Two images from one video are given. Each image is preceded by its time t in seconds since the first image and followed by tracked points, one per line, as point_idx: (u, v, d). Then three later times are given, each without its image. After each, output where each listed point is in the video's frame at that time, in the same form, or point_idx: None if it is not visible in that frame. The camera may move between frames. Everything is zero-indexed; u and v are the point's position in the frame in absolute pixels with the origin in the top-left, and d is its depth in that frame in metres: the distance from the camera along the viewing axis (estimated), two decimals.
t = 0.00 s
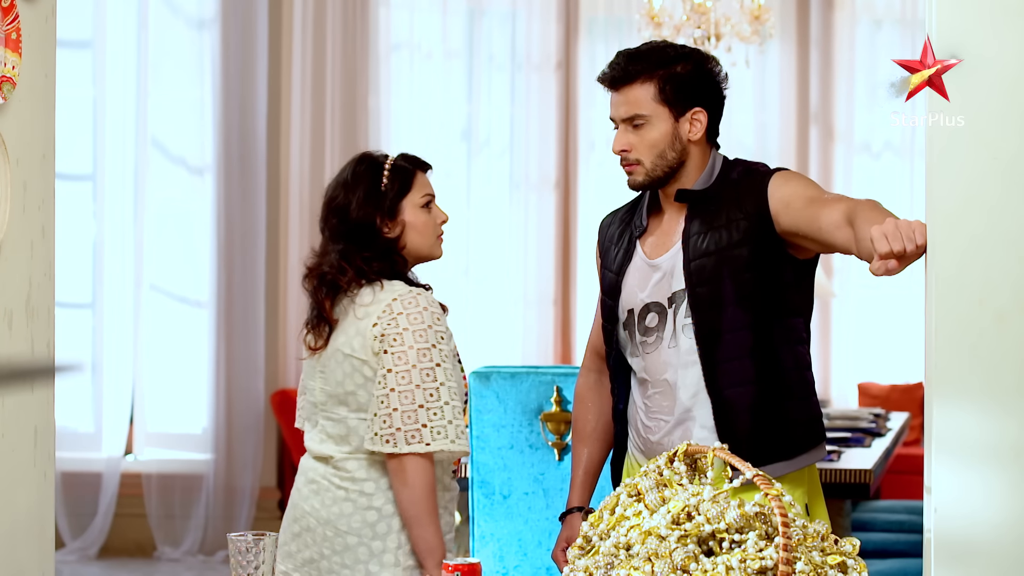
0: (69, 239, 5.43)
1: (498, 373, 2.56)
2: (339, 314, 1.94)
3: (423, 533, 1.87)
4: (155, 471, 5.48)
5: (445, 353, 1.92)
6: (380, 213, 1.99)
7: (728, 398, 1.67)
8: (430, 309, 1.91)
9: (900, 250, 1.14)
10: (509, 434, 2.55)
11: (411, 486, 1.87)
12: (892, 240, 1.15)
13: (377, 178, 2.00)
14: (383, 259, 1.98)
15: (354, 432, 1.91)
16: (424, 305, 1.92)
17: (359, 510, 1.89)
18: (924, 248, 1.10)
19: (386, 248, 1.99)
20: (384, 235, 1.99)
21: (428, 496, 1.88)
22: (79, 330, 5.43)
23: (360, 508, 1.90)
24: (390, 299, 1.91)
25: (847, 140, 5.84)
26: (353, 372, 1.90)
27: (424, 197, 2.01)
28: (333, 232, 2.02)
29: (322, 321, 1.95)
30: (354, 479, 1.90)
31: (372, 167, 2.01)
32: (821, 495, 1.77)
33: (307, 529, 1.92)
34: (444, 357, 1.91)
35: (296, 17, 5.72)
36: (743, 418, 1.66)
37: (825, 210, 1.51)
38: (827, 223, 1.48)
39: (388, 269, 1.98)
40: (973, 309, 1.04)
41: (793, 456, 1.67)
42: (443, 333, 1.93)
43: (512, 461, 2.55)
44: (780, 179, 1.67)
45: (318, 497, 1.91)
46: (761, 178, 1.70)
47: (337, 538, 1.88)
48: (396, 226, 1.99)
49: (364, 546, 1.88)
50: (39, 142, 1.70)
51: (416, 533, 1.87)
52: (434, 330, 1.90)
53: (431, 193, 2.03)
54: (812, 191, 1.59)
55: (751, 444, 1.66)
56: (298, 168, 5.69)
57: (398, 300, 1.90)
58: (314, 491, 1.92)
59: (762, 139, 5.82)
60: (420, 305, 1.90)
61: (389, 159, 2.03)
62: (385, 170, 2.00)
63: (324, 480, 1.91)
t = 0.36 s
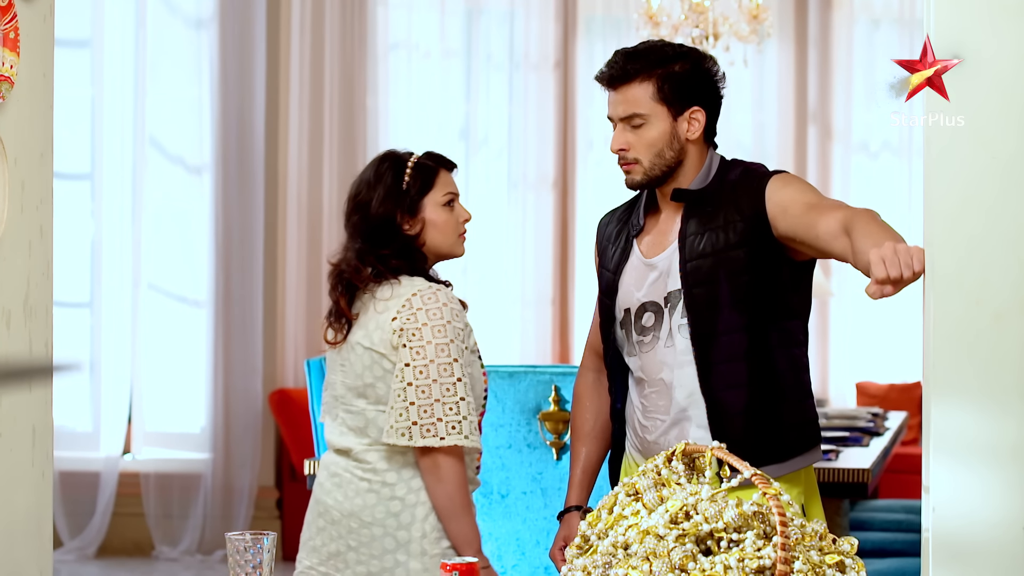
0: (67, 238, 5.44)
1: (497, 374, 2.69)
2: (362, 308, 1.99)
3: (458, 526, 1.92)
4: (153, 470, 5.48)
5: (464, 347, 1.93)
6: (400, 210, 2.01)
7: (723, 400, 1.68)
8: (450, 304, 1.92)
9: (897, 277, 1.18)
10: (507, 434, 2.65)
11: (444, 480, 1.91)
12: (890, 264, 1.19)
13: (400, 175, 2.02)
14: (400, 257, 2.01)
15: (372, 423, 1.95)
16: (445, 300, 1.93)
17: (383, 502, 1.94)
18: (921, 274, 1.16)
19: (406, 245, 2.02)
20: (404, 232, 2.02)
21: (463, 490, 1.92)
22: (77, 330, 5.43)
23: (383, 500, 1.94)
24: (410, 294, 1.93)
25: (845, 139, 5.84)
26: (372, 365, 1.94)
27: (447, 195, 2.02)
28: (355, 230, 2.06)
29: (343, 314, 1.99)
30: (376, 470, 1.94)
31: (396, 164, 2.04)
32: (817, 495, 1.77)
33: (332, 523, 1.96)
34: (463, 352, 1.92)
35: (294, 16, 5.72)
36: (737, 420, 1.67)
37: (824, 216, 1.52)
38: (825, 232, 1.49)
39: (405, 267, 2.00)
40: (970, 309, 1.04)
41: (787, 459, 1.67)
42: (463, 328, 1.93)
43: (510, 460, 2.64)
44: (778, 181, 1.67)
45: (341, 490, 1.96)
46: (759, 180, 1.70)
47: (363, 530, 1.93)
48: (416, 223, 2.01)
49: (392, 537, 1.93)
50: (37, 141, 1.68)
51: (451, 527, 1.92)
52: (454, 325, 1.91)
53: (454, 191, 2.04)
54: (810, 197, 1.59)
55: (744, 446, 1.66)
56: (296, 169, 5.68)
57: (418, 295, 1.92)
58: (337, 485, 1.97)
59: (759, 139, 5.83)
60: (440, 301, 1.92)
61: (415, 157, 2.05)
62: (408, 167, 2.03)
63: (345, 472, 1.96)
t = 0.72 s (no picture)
0: (65, 237, 5.45)
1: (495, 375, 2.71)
2: (385, 306, 2.01)
3: (496, 519, 1.93)
4: (150, 469, 5.48)
5: (487, 343, 1.95)
6: (423, 210, 2.02)
7: (714, 402, 1.68)
8: (472, 300, 1.95)
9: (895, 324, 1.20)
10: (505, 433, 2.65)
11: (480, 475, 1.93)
12: (888, 309, 1.21)
13: (424, 175, 2.04)
14: (421, 257, 2.02)
15: (398, 420, 1.96)
16: (466, 297, 1.95)
17: (414, 495, 1.95)
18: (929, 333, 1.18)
19: (427, 245, 2.03)
20: (426, 232, 2.03)
21: (497, 482, 1.94)
22: (75, 329, 5.45)
23: (414, 493, 1.95)
24: (433, 291, 1.95)
25: (843, 138, 5.84)
26: (397, 362, 1.96)
27: (470, 197, 2.04)
28: (378, 229, 2.07)
29: (367, 314, 2.02)
30: (405, 464, 1.95)
31: (421, 164, 2.05)
32: (811, 494, 1.78)
33: (363, 518, 1.98)
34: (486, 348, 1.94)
35: (292, 15, 5.71)
36: (728, 422, 1.67)
37: (823, 233, 1.54)
38: (822, 247, 1.53)
39: (425, 268, 2.01)
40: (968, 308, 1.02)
41: (777, 463, 1.68)
42: (486, 324, 1.96)
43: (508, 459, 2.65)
44: (777, 188, 1.67)
45: (371, 485, 1.97)
46: (758, 183, 1.70)
47: (395, 524, 1.94)
48: (438, 224, 2.03)
49: (424, 530, 1.94)
50: (36, 139, 1.65)
51: (488, 520, 1.94)
52: (476, 320, 1.93)
53: (478, 193, 2.06)
54: (809, 208, 1.59)
55: (735, 449, 1.67)
56: (293, 169, 5.68)
57: (441, 292, 1.94)
58: (366, 480, 1.99)
59: (757, 138, 5.83)
60: (462, 297, 1.94)
61: (442, 157, 2.07)
62: (432, 167, 2.04)
63: (375, 468, 1.97)
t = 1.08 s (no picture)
0: (63, 236, 5.46)
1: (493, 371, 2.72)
2: (417, 317, 2.08)
3: (530, 527, 2.01)
4: (147, 468, 5.47)
5: (519, 351, 2.02)
6: (448, 220, 2.11)
7: (707, 404, 1.69)
8: (503, 310, 2.02)
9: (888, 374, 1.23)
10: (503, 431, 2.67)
11: (518, 482, 2.00)
12: (885, 360, 1.23)
13: (449, 185, 2.12)
14: (446, 266, 2.10)
15: (437, 428, 2.03)
16: (497, 306, 2.02)
17: (455, 501, 2.01)
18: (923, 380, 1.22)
19: (452, 254, 2.12)
20: (451, 241, 2.12)
21: (535, 490, 2.01)
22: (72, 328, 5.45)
23: (454, 499, 2.02)
24: (464, 302, 2.02)
25: (840, 137, 5.85)
26: (432, 372, 2.03)
27: (494, 205, 2.11)
28: (407, 239, 2.16)
29: (399, 325, 2.08)
30: (446, 471, 2.02)
31: (446, 174, 2.14)
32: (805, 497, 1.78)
33: (402, 521, 2.04)
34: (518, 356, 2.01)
35: (288, 14, 5.69)
36: (721, 425, 1.68)
37: (822, 251, 1.56)
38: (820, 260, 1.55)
39: (450, 276, 2.09)
40: (964, 307, 1.06)
41: (771, 465, 1.69)
42: (517, 332, 2.03)
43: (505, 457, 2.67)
44: (773, 193, 1.67)
45: (412, 489, 2.04)
46: (754, 185, 1.69)
47: (434, 528, 2.01)
48: (463, 233, 2.12)
49: (462, 536, 2.01)
50: (33, 138, 1.58)
51: (522, 528, 2.01)
52: (507, 330, 2.00)
53: (502, 201, 2.13)
54: (805, 219, 1.60)
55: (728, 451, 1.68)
56: (291, 167, 5.67)
57: (472, 302, 2.02)
58: (407, 484, 2.05)
59: (754, 137, 5.84)
60: (493, 307, 2.01)
61: (468, 166, 2.15)
62: (458, 176, 2.13)
63: (415, 472, 2.04)
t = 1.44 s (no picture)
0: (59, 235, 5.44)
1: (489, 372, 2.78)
2: (455, 324, 2.17)
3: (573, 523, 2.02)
4: (144, 467, 5.47)
5: (558, 349, 2.11)
6: (475, 225, 2.19)
7: (701, 406, 1.70)
8: (540, 310, 2.11)
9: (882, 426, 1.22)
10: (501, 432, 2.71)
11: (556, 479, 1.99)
12: (877, 410, 1.22)
13: (475, 191, 2.20)
14: (474, 272, 2.19)
15: (485, 432, 2.13)
16: (536, 307, 2.11)
17: (506, 496, 2.13)
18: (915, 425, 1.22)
19: (480, 258, 2.20)
20: (480, 246, 2.20)
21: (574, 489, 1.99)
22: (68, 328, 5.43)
23: (505, 493, 2.13)
24: (502, 306, 2.11)
25: (837, 137, 5.85)
26: (476, 377, 2.13)
27: (522, 207, 2.17)
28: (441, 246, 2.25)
29: (439, 332, 2.19)
30: (497, 469, 2.13)
31: (474, 180, 2.22)
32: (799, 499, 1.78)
33: (454, 518, 2.15)
34: (558, 354, 2.10)
35: (285, 13, 5.69)
36: (714, 427, 1.69)
37: (819, 268, 1.57)
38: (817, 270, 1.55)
39: (478, 282, 2.18)
40: (961, 306, 1.07)
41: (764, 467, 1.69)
42: (555, 331, 2.11)
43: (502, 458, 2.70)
44: (771, 198, 1.66)
45: (463, 487, 2.15)
46: (751, 187, 1.69)
47: (486, 523, 2.12)
48: (491, 237, 2.19)
49: (513, 529, 2.12)
50: (29, 137, 1.57)
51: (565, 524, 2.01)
52: (545, 329, 2.09)
53: (531, 202, 2.19)
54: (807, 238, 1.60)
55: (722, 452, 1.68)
56: (287, 166, 5.66)
57: (510, 305, 2.10)
58: (459, 482, 2.17)
59: (751, 137, 5.86)
60: (531, 308, 2.10)
61: (496, 169, 2.22)
62: (485, 181, 2.20)
63: (469, 472, 2.15)
